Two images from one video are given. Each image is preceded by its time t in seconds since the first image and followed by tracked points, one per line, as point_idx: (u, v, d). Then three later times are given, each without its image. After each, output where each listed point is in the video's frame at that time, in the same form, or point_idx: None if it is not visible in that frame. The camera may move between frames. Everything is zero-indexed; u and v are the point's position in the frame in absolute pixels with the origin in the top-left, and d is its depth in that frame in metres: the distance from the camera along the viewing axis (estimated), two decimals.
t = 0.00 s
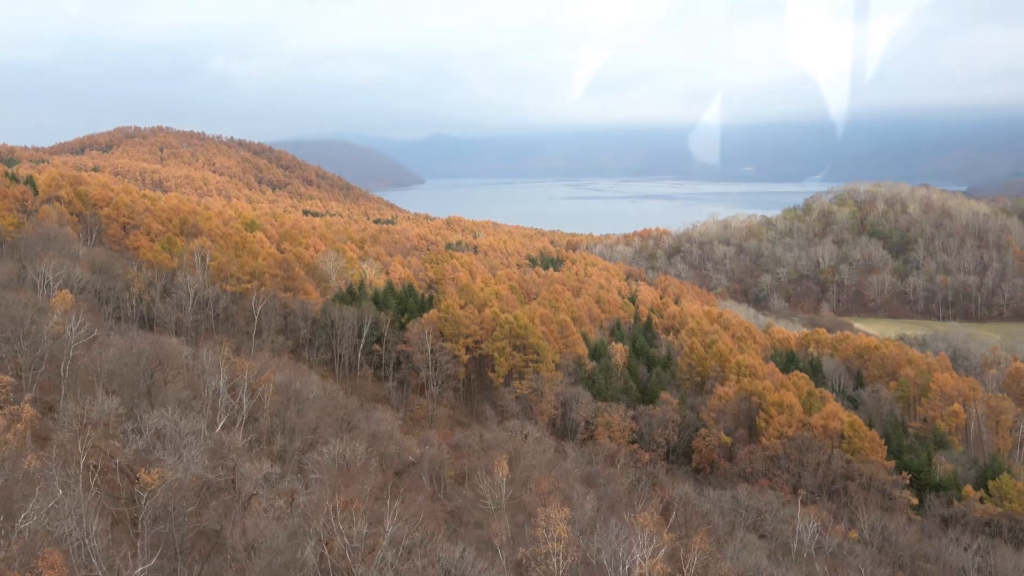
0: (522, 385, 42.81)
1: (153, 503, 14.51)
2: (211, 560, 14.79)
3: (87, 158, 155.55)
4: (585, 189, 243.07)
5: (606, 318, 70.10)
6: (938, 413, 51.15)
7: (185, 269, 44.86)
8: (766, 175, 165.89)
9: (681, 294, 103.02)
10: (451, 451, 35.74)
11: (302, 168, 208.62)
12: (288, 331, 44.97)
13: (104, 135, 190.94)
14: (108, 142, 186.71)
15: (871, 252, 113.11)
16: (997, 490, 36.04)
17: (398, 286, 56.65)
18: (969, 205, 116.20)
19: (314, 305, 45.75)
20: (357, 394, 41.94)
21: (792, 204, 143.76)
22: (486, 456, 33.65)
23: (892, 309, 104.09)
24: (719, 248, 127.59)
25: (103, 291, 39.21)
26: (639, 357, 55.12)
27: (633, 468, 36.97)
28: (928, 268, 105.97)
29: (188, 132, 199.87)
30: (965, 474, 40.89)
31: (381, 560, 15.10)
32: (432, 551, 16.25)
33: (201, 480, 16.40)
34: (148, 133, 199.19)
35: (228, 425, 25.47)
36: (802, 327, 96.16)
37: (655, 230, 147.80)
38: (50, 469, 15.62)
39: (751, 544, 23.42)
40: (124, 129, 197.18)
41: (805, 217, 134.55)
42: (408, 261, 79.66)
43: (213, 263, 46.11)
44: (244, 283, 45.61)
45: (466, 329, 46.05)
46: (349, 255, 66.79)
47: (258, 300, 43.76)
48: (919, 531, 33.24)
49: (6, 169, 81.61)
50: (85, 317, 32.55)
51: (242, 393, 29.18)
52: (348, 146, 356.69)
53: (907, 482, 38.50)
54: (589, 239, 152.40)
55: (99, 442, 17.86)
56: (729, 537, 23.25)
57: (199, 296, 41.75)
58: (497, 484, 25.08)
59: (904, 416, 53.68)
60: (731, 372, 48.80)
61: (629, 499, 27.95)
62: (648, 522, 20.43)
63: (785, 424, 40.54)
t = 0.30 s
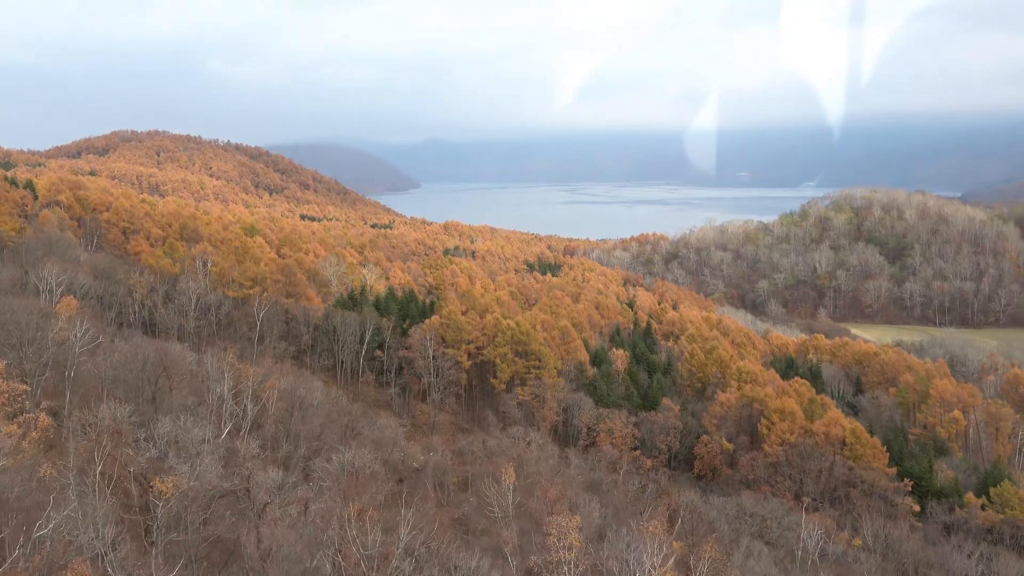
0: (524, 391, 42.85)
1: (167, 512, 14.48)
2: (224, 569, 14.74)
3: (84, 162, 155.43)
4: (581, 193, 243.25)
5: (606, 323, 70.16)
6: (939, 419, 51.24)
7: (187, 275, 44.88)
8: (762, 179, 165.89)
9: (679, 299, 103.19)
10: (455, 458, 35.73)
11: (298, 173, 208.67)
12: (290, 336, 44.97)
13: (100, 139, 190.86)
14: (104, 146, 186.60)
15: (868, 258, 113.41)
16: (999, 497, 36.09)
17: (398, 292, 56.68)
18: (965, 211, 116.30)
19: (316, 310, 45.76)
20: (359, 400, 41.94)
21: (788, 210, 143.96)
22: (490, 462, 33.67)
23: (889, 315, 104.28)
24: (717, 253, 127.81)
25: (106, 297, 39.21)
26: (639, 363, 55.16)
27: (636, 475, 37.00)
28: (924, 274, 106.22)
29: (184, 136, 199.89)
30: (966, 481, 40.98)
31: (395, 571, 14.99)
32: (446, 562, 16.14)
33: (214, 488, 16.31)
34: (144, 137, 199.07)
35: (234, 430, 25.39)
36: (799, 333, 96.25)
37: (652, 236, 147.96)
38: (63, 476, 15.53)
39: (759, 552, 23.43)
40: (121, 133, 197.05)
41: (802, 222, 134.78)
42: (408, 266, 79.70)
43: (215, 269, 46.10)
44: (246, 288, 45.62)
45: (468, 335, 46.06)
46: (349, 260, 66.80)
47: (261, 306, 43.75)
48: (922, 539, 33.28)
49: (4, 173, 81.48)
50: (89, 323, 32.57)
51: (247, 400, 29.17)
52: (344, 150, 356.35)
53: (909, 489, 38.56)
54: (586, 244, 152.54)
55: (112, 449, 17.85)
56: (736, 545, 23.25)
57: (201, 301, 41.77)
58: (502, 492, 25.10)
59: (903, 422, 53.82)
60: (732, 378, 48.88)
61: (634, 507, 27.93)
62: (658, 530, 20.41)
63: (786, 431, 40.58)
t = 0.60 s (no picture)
0: (526, 397, 42.90)
1: (178, 520, 14.52)
2: None
3: (81, 166, 155.19)
4: (578, 197, 243.26)
5: (606, 329, 70.24)
6: (939, 426, 51.47)
7: (189, 281, 44.89)
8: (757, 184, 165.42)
9: (677, 304, 103.31)
10: (459, 465, 35.73)
11: (295, 177, 208.57)
12: (292, 342, 45.00)
13: (97, 142, 190.69)
14: (101, 149, 186.39)
15: (865, 264, 113.65)
16: (999, 505, 36.21)
17: (399, 297, 56.71)
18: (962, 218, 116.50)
19: (318, 316, 45.77)
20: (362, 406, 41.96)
21: (785, 215, 143.98)
22: (494, 469, 33.68)
23: (886, 321, 104.45)
24: (714, 259, 127.97)
25: (110, 302, 39.25)
26: (640, 369, 55.20)
27: (639, 482, 37.05)
28: (921, 280, 106.52)
29: (181, 140, 199.80)
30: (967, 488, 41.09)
31: None
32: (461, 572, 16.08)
33: (228, 496, 16.32)
34: (142, 140, 198.92)
35: (242, 436, 25.39)
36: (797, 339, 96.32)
37: (649, 241, 148.09)
38: (78, 483, 15.56)
39: (765, 561, 23.45)
40: (119, 136, 196.85)
41: (799, 228, 135.01)
42: (408, 271, 79.67)
43: (217, 274, 46.14)
44: (249, 293, 45.69)
45: (470, 341, 46.09)
46: (349, 265, 66.80)
47: (263, 312, 43.80)
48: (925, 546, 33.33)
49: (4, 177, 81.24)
50: (95, 328, 32.62)
51: (252, 406, 29.17)
52: (341, 154, 355.93)
53: (910, 496, 38.64)
54: (583, 249, 152.63)
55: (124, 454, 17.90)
56: (743, 554, 23.30)
57: (204, 306, 41.82)
58: (509, 500, 25.12)
59: (903, 429, 53.96)
60: (732, 385, 48.95)
61: (639, 514, 27.92)
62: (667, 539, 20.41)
63: (788, 437, 40.59)
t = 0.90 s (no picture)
0: (530, 402, 43.00)
1: (196, 527, 14.60)
2: None
3: (80, 169, 155.19)
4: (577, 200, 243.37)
5: (607, 333, 70.37)
6: (940, 430, 51.63)
7: (193, 285, 44.96)
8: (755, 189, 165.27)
9: (676, 308, 103.47)
10: (465, 470, 35.76)
11: (294, 180, 208.72)
12: (295, 346, 45.06)
13: (95, 144, 190.52)
14: (99, 152, 186.39)
15: (863, 268, 113.88)
16: (1003, 510, 36.29)
17: (401, 302, 56.82)
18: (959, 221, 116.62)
19: (322, 320, 45.83)
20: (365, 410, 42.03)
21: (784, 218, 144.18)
22: (499, 475, 33.77)
23: (884, 324, 104.59)
24: (713, 263, 128.18)
25: (113, 306, 39.32)
26: (642, 374, 55.30)
27: (643, 487, 37.14)
28: (919, 284, 106.77)
29: (180, 143, 199.91)
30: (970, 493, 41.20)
31: None
32: None
33: (245, 503, 16.34)
34: (140, 143, 198.93)
35: (250, 442, 25.39)
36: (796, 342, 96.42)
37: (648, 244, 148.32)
38: (96, 491, 15.58)
39: (772, 567, 23.53)
40: (116, 139, 196.70)
41: (797, 232, 135.25)
42: (409, 275, 79.76)
43: (221, 279, 46.20)
44: (253, 298, 45.79)
45: (474, 346, 46.18)
46: (351, 269, 66.92)
47: (267, 316, 43.84)
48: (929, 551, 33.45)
49: (5, 180, 81.21)
50: (101, 333, 32.70)
51: (259, 411, 29.26)
52: (337, 156, 355.39)
53: (914, 500, 38.74)
54: (582, 253, 152.80)
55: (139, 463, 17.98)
56: (751, 560, 23.38)
57: (207, 311, 41.90)
58: (518, 506, 25.17)
59: (904, 433, 54.09)
60: (735, 389, 49.06)
61: (646, 520, 27.96)
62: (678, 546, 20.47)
63: (792, 443, 40.39)
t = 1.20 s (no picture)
0: (536, 407, 43.08)
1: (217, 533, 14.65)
2: None
3: (82, 171, 155.31)
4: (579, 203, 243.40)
5: (612, 338, 70.40)
6: (945, 435, 51.69)
7: (200, 289, 45.02)
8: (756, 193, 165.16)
9: (678, 312, 103.47)
10: (472, 474, 35.78)
11: (296, 183, 208.90)
12: (302, 350, 45.12)
13: (97, 147, 190.69)
14: (101, 154, 186.50)
15: (865, 273, 113.90)
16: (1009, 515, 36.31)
17: (406, 306, 56.87)
18: (960, 226, 116.58)
19: (328, 324, 45.90)
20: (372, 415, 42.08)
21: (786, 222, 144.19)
22: (507, 480, 33.78)
23: (886, 328, 104.57)
24: (714, 266, 128.25)
25: (122, 310, 39.38)
26: (647, 378, 55.34)
27: (650, 492, 37.21)
28: (921, 288, 106.81)
29: (182, 146, 200.06)
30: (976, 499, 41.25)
31: None
32: None
33: (264, 510, 16.38)
34: (141, 146, 199.12)
35: (261, 447, 25.44)
36: (798, 347, 96.47)
37: (649, 248, 148.38)
38: (117, 496, 15.63)
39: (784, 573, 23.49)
40: (118, 141, 196.91)
41: (799, 236, 135.30)
42: (413, 279, 79.84)
43: (228, 283, 46.27)
44: (260, 302, 45.92)
45: (480, 351, 46.23)
46: (355, 273, 67.04)
47: (274, 321, 43.94)
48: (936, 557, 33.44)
49: (9, 183, 81.24)
50: (111, 338, 32.79)
51: (269, 416, 29.28)
52: (338, 159, 355.40)
53: (920, 506, 38.81)
54: (583, 256, 152.80)
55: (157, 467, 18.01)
56: (762, 567, 23.34)
57: (215, 315, 41.98)
58: (530, 511, 25.21)
59: (908, 438, 54.13)
60: (740, 395, 49.10)
61: (656, 527, 27.94)
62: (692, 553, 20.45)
63: (799, 448, 40.69)
